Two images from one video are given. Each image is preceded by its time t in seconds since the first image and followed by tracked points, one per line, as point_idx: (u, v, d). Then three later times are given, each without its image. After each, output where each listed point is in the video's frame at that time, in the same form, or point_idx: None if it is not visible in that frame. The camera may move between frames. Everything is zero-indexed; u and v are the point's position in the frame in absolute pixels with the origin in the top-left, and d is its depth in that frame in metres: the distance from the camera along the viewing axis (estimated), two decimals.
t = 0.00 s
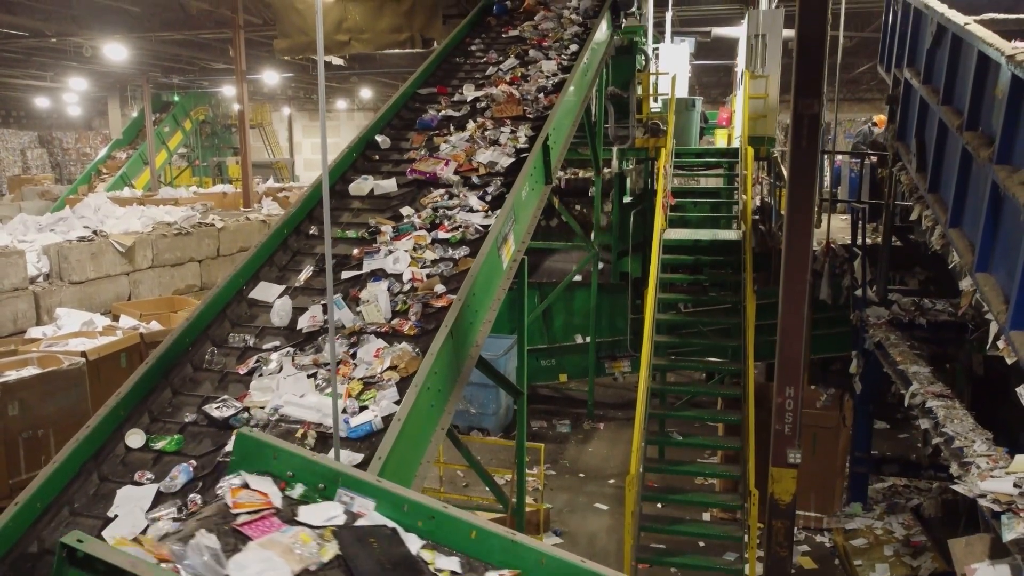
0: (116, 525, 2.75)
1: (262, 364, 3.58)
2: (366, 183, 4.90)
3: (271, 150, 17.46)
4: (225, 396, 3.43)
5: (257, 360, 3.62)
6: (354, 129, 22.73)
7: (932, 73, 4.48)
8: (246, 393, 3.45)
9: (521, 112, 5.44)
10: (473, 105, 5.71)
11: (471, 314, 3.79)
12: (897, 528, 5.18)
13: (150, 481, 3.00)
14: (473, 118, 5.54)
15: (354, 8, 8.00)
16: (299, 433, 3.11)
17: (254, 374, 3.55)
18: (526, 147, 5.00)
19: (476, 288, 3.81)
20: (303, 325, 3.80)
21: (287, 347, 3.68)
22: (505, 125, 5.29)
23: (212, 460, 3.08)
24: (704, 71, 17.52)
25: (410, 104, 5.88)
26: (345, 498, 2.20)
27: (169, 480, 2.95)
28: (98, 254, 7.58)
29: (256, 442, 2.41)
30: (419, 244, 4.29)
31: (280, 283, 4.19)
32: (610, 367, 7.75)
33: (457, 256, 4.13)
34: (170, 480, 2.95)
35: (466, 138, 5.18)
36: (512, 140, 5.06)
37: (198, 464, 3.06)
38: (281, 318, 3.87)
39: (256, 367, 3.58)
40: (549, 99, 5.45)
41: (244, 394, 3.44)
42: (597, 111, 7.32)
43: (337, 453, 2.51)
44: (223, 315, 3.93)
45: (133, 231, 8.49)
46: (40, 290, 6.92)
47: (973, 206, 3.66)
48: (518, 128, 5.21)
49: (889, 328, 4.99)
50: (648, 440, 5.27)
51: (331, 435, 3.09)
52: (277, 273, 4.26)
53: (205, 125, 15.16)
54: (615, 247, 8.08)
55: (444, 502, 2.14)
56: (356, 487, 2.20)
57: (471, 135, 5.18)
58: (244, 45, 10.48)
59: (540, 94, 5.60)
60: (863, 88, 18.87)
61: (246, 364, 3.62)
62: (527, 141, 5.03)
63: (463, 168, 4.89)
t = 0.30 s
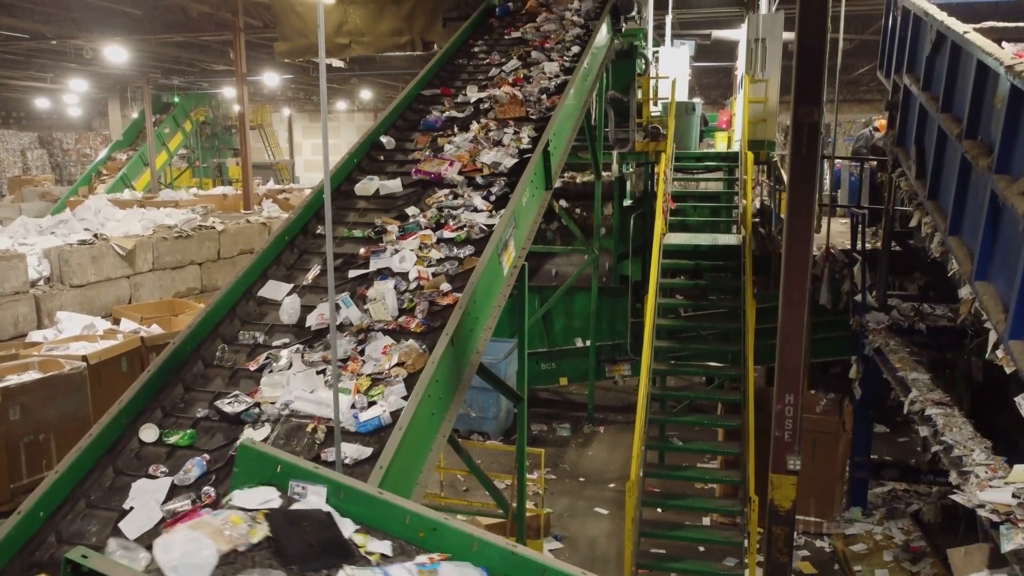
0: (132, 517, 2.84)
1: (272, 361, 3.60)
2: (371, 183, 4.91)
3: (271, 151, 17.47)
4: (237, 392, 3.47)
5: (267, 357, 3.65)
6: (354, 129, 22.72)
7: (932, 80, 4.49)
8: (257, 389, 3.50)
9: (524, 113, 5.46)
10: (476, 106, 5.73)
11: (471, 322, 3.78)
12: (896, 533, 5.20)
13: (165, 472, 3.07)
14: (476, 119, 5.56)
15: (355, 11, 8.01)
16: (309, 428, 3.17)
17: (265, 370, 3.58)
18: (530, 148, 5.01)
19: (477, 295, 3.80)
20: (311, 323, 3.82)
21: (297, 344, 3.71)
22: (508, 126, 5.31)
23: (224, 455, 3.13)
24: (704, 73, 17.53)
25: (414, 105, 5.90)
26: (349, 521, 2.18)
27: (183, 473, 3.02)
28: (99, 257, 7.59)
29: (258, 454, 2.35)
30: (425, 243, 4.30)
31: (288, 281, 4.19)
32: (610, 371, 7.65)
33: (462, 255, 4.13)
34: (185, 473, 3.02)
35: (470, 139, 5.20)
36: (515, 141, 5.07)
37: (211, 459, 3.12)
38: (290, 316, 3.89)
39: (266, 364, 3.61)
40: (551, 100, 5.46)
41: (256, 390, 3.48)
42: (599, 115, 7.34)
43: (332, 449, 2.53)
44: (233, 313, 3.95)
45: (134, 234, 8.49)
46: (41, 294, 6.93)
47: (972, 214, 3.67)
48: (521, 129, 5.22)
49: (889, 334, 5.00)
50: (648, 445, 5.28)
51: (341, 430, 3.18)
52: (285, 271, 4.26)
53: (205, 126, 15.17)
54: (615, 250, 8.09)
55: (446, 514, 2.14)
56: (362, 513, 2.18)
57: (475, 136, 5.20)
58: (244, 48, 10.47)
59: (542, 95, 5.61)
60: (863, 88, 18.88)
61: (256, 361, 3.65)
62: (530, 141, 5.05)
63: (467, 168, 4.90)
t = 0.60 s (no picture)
0: (148, 512, 2.85)
1: (280, 358, 3.63)
2: (377, 183, 4.93)
3: (270, 152, 17.50)
4: (247, 388, 3.49)
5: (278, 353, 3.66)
6: (354, 130, 22.74)
7: (931, 87, 4.50)
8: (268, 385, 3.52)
9: (526, 114, 5.48)
10: (480, 108, 5.75)
11: (472, 330, 3.75)
12: (896, 539, 5.23)
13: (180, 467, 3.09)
14: (479, 121, 5.58)
15: (355, 14, 8.03)
16: (318, 423, 3.22)
17: (274, 366, 3.60)
18: (533, 149, 5.03)
19: (478, 303, 3.77)
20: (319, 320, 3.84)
21: (306, 341, 3.73)
22: (511, 127, 5.33)
23: (235, 448, 3.16)
24: (703, 74, 17.56)
25: (419, 106, 5.91)
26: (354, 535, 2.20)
27: (197, 467, 3.04)
28: (99, 261, 7.59)
29: (260, 466, 2.40)
30: (430, 242, 4.31)
31: (297, 280, 4.22)
32: (610, 374, 7.74)
33: (467, 254, 4.15)
34: (201, 468, 3.04)
35: (474, 140, 5.22)
36: (518, 142, 5.10)
37: (225, 453, 3.14)
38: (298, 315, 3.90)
39: (275, 360, 3.63)
40: (554, 101, 5.48)
41: (266, 386, 3.50)
42: (599, 119, 7.35)
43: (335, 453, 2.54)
44: (243, 311, 3.96)
45: (134, 237, 8.50)
46: (42, 297, 6.94)
47: (971, 222, 3.68)
48: (524, 130, 5.24)
49: (888, 340, 5.02)
50: (648, 451, 5.29)
51: (350, 424, 3.24)
52: (294, 270, 4.29)
53: (205, 127, 15.18)
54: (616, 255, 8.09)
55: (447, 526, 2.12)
56: (366, 525, 2.19)
57: (478, 137, 5.23)
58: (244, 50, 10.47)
59: (545, 96, 5.64)
60: (863, 88, 18.93)
61: (265, 358, 3.67)
62: (533, 143, 5.06)
63: (471, 169, 4.92)
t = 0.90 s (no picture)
0: (162, 505, 2.95)
1: (289, 355, 3.65)
2: (383, 184, 4.94)
3: (270, 153, 17.51)
4: (256, 385, 3.52)
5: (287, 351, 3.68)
6: (354, 131, 22.76)
7: (930, 94, 4.52)
8: (278, 381, 3.55)
9: (530, 116, 5.49)
10: (483, 109, 5.76)
11: (472, 337, 3.72)
12: (895, 544, 5.24)
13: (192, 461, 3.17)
14: (483, 122, 5.60)
15: (355, 17, 8.06)
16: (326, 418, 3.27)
17: (283, 363, 3.63)
18: (536, 150, 5.04)
19: (478, 311, 3.74)
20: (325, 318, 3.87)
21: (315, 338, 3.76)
22: (514, 128, 5.35)
23: (246, 443, 3.21)
24: (704, 75, 17.57)
25: (422, 108, 5.93)
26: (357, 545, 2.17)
27: (209, 461, 3.12)
28: (100, 264, 7.60)
29: (262, 480, 2.35)
30: (435, 242, 4.33)
31: (304, 279, 4.22)
32: (610, 378, 7.88)
33: (471, 254, 4.17)
34: (212, 461, 3.12)
35: (477, 141, 5.24)
36: (522, 143, 5.11)
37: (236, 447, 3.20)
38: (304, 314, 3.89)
39: (284, 357, 3.65)
40: (557, 103, 5.50)
41: (275, 383, 3.53)
42: (599, 123, 7.36)
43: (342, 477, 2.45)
44: (252, 309, 3.97)
45: (135, 240, 8.50)
46: (43, 300, 6.95)
47: (971, 230, 3.69)
48: (527, 131, 5.26)
49: (888, 346, 5.04)
50: (648, 457, 5.29)
51: (358, 420, 3.30)
52: (301, 268, 4.30)
53: (206, 129, 15.19)
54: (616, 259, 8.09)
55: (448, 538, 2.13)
56: (366, 538, 2.18)
57: (482, 138, 5.25)
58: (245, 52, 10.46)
59: (547, 98, 5.65)
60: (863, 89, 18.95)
61: (273, 355, 3.70)
62: (537, 144, 5.07)
63: (475, 169, 4.93)
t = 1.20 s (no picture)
0: (175, 498, 2.96)
1: (299, 352, 3.66)
2: (388, 184, 4.95)
3: (270, 154, 17.52)
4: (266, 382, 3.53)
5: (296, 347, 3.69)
6: (354, 132, 22.77)
7: (928, 102, 4.54)
8: (287, 377, 3.56)
9: (532, 117, 5.50)
10: (486, 110, 5.77)
11: (473, 345, 3.70)
12: (895, 550, 5.26)
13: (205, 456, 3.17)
14: (486, 123, 5.61)
15: (356, 20, 8.07)
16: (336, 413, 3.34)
17: (293, 359, 3.64)
18: (539, 151, 5.06)
19: (479, 319, 3.71)
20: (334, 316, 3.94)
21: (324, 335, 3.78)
22: (517, 129, 5.37)
23: (258, 437, 3.23)
24: (704, 77, 17.59)
25: (426, 109, 5.95)
26: (359, 559, 2.17)
27: (221, 456, 3.12)
28: (101, 268, 7.60)
29: (265, 491, 2.35)
30: (440, 242, 4.33)
31: (311, 278, 4.23)
32: (611, 382, 7.90)
33: (476, 253, 4.17)
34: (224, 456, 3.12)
35: (481, 142, 5.25)
36: (525, 144, 5.13)
37: (247, 442, 3.21)
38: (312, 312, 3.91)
39: (293, 354, 3.67)
40: (559, 104, 5.51)
41: (285, 379, 3.55)
42: (599, 127, 7.38)
43: (341, 484, 2.49)
44: (260, 308, 3.99)
45: (135, 243, 8.51)
46: (44, 304, 6.96)
47: (969, 240, 3.71)
48: (530, 132, 5.28)
49: (887, 352, 5.06)
50: (648, 462, 5.30)
51: (366, 415, 3.31)
52: (308, 267, 4.32)
53: (206, 130, 15.20)
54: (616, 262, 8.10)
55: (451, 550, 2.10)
56: (368, 549, 2.17)
57: (485, 139, 5.26)
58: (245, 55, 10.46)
59: (550, 99, 5.67)
60: (863, 91, 18.96)
61: (282, 352, 3.71)
62: (539, 144, 5.08)
63: (479, 170, 4.94)
